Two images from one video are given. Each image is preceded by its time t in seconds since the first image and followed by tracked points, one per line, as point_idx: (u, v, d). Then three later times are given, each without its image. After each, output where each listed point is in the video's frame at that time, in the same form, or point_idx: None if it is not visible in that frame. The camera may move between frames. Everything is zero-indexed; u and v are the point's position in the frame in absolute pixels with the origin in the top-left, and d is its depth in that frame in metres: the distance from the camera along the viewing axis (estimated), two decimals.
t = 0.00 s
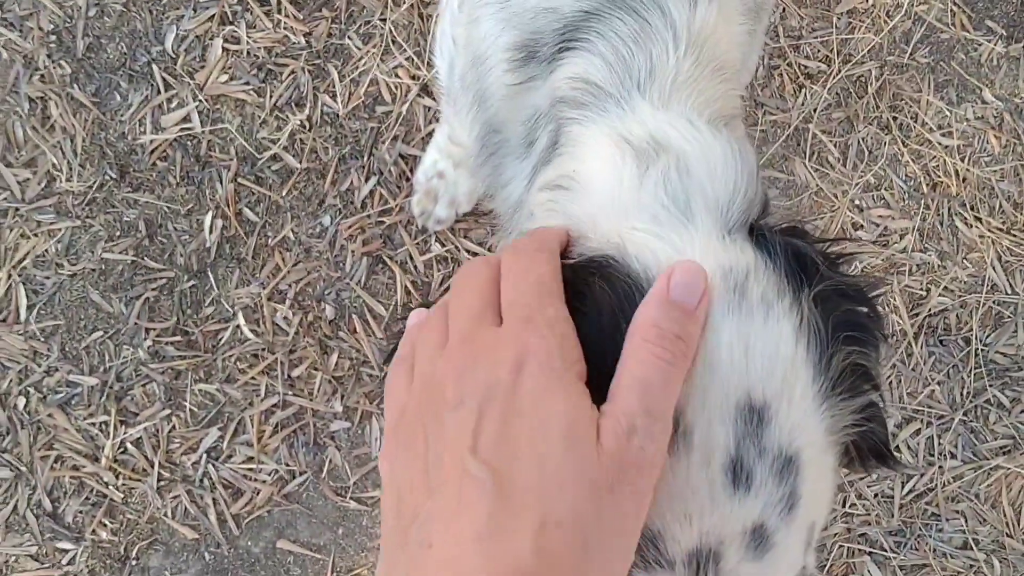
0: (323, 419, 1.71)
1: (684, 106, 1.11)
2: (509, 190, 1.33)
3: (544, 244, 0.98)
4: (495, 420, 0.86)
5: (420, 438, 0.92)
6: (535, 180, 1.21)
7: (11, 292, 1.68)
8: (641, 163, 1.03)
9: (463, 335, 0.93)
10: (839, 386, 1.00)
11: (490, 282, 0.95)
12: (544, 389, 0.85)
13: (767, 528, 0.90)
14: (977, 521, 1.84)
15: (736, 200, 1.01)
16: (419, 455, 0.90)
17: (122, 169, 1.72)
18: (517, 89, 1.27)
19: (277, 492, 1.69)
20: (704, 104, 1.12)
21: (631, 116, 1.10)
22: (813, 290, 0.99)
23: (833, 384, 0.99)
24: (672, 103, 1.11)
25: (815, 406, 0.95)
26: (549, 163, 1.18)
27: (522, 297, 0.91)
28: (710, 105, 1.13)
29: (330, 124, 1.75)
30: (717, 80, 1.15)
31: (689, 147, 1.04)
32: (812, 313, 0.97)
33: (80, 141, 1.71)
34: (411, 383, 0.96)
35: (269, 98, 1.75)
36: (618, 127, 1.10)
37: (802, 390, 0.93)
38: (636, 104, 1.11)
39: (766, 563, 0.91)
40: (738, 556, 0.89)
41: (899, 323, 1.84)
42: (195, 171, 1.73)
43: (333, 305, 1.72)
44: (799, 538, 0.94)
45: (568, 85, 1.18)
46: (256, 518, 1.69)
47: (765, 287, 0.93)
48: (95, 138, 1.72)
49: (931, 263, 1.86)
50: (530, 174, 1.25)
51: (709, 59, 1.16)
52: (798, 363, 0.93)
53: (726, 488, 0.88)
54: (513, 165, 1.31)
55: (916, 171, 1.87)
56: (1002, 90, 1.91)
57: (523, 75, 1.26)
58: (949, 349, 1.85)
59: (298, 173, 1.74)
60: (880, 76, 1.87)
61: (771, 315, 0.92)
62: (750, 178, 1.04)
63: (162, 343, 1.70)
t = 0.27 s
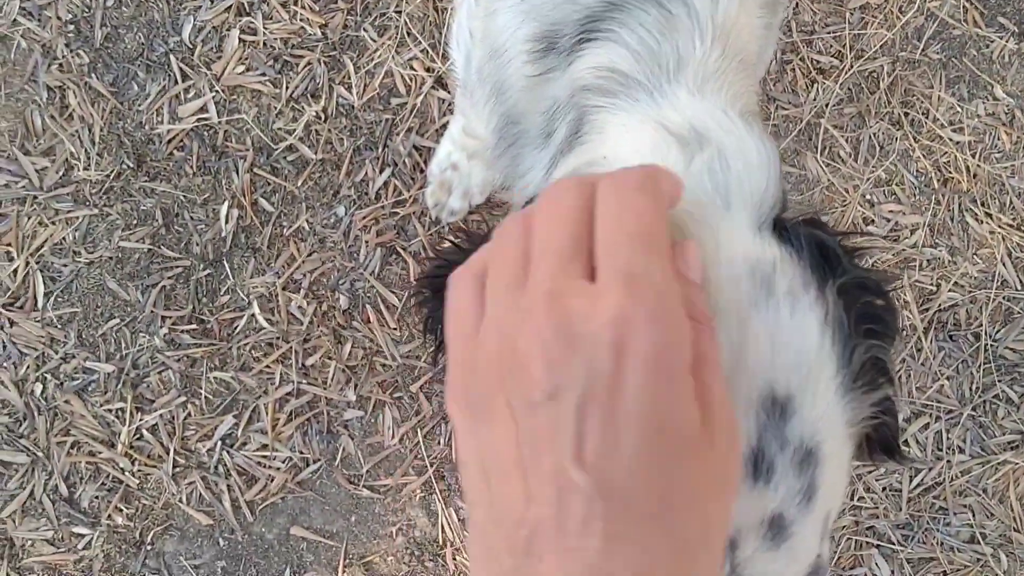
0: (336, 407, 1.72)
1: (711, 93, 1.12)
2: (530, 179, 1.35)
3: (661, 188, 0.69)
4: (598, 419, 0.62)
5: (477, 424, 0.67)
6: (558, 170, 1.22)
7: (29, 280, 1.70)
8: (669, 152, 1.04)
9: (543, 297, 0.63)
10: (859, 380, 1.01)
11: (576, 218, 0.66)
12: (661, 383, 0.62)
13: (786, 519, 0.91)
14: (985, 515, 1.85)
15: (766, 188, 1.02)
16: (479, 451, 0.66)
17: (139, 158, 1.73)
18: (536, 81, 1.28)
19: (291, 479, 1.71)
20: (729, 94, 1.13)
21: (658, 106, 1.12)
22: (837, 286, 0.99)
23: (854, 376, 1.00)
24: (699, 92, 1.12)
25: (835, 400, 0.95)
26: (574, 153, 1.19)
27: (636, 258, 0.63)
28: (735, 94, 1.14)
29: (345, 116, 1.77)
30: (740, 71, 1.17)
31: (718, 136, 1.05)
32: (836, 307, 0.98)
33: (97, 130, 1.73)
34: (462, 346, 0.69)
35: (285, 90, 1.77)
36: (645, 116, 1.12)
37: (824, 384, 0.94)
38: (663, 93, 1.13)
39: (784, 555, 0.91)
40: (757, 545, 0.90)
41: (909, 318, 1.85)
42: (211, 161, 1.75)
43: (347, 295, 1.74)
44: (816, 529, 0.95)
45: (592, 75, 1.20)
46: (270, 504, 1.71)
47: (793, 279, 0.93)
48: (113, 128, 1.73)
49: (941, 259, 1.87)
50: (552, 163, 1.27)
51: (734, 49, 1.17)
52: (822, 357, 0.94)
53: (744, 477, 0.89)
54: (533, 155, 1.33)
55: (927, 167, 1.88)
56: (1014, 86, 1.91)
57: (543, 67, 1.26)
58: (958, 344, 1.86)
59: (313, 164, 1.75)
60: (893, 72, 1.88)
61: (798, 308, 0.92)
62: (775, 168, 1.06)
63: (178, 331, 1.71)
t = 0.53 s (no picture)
0: (346, 395, 1.72)
1: (724, 65, 1.13)
2: (539, 156, 1.32)
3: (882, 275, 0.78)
4: (788, 447, 0.70)
5: (640, 426, 0.73)
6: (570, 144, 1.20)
7: (39, 265, 1.70)
8: (686, 124, 1.04)
9: (766, 323, 0.72)
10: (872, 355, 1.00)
11: (814, 264, 0.74)
12: (851, 443, 0.70)
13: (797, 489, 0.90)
14: (995, 508, 1.84)
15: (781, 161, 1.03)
16: (636, 435, 0.73)
17: (151, 144, 1.73)
18: (547, 55, 1.26)
19: (300, 466, 1.71)
20: (745, 68, 1.14)
21: (672, 77, 1.11)
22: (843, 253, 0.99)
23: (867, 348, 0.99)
24: (713, 63, 1.12)
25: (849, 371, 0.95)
26: (585, 125, 1.17)
27: (862, 331, 0.73)
28: (750, 69, 1.15)
29: (357, 103, 1.76)
30: (754, 46, 1.17)
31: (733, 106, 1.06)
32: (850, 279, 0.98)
33: (109, 116, 1.73)
34: (651, 343, 0.76)
35: (297, 77, 1.76)
36: (660, 87, 1.10)
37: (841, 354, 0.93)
38: (678, 64, 1.12)
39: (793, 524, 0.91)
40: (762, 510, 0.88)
41: (922, 309, 1.84)
42: (222, 148, 1.74)
43: (358, 282, 1.73)
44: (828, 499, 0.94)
45: (605, 47, 1.17)
46: (279, 491, 1.70)
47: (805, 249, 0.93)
48: (124, 113, 1.73)
49: (954, 251, 1.86)
50: (563, 139, 1.24)
51: (747, 24, 1.17)
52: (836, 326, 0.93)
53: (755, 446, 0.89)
54: (543, 132, 1.31)
55: (941, 158, 1.87)
56: None
57: (554, 41, 1.24)
58: (970, 337, 1.85)
59: (324, 151, 1.75)
60: (907, 63, 1.87)
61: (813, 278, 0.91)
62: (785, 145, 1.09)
63: (188, 317, 1.71)
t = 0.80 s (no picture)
0: (353, 389, 1.72)
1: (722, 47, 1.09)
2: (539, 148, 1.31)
3: (784, 189, 0.78)
4: (673, 376, 0.70)
5: (546, 378, 0.75)
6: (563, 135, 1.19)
7: (48, 258, 1.70)
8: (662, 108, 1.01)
9: (645, 266, 0.74)
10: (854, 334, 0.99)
11: (700, 210, 0.78)
12: (741, 358, 0.70)
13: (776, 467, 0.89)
14: (1003, 507, 1.84)
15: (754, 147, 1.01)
16: (539, 387, 0.75)
17: (159, 138, 1.73)
18: (551, 46, 1.25)
19: (306, 460, 1.71)
20: (738, 55, 1.10)
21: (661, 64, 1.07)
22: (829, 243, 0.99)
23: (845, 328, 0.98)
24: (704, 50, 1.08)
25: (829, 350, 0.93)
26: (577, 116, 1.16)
27: (745, 250, 0.72)
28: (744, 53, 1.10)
29: (365, 97, 1.76)
30: (751, 29, 1.13)
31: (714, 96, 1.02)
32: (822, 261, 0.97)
33: (118, 109, 1.73)
34: (552, 308, 0.79)
35: (306, 70, 1.76)
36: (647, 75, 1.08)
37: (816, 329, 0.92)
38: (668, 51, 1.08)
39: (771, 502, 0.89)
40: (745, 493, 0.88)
41: (931, 307, 1.83)
42: (231, 142, 1.74)
43: (365, 277, 1.73)
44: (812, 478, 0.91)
45: (600, 34, 1.15)
46: (285, 485, 1.71)
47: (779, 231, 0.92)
48: (133, 106, 1.73)
49: (963, 248, 1.85)
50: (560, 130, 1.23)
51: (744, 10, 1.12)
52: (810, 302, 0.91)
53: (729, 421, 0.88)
54: (546, 124, 1.29)
55: (950, 155, 1.86)
56: None
57: (557, 32, 1.23)
58: (979, 335, 1.85)
59: (332, 145, 1.75)
60: (917, 59, 1.86)
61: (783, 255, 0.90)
62: (768, 128, 1.06)
63: (196, 311, 1.71)
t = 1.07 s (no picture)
0: (364, 383, 1.73)
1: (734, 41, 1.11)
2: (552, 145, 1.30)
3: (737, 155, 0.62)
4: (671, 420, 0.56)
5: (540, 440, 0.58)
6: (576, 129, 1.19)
7: (62, 251, 1.71)
8: (675, 103, 1.02)
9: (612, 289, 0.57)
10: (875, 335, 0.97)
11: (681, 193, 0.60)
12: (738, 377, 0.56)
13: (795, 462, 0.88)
14: (1011, 504, 1.84)
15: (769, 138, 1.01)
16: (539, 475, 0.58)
17: (172, 131, 1.74)
18: (562, 42, 1.25)
19: (317, 453, 1.72)
20: (750, 48, 1.11)
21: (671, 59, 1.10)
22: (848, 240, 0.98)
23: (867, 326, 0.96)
24: (715, 42, 1.10)
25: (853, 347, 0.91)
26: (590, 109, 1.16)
27: (718, 240, 0.57)
28: (757, 47, 1.12)
29: (377, 92, 1.76)
30: (763, 22, 1.14)
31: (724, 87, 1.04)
32: (848, 259, 0.96)
33: (131, 103, 1.74)
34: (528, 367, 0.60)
35: (318, 65, 1.77)
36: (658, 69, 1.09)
37: (843, 322, 0.90)
38: (677, 46, 1.11)
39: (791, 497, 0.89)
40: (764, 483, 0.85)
41: (941, 305, 1.83)
42: (243, 136, 1.75)
43: (376, 271, 1.74)
44: (835, 473, 0.90)
45: (611, 28, 1.17)
46: (297, 478, 1.72)
47: (799, 224, 0.91)
48: (146, 100, 1.74)
49: (973, 246, 1.85)
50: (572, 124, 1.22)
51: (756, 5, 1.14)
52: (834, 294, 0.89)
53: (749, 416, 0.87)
54: (558, 119, 1.29)
55: (961, 153, 1.87)
56: None
57: (568, 28, 1.24)
58: (989, 333, 1.85)
59: (344, 140, 1.76)
60: (928, 56, 1.86)
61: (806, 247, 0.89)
62: (788, 121, 1.04)
63: (208, 304, 1.72)
